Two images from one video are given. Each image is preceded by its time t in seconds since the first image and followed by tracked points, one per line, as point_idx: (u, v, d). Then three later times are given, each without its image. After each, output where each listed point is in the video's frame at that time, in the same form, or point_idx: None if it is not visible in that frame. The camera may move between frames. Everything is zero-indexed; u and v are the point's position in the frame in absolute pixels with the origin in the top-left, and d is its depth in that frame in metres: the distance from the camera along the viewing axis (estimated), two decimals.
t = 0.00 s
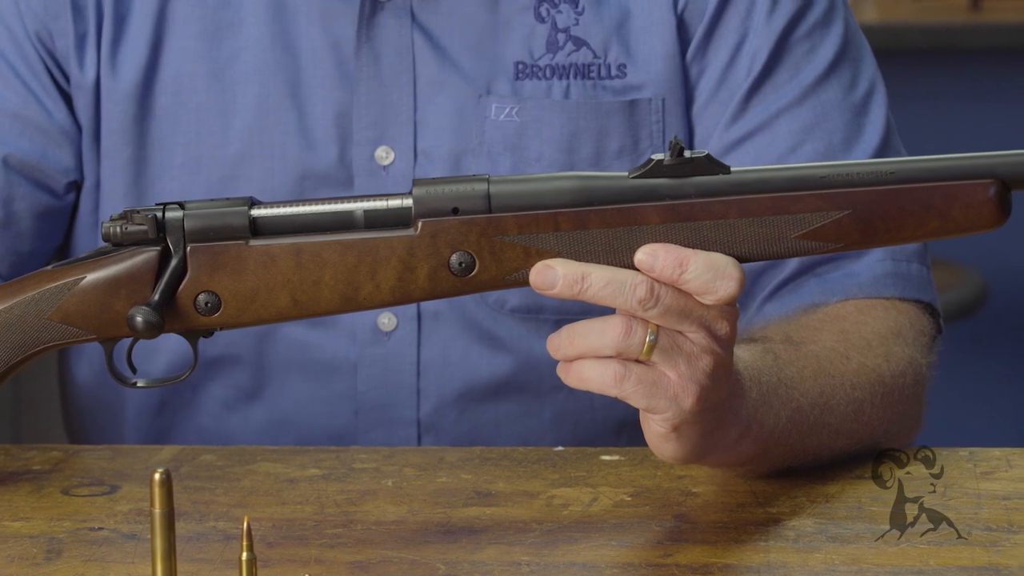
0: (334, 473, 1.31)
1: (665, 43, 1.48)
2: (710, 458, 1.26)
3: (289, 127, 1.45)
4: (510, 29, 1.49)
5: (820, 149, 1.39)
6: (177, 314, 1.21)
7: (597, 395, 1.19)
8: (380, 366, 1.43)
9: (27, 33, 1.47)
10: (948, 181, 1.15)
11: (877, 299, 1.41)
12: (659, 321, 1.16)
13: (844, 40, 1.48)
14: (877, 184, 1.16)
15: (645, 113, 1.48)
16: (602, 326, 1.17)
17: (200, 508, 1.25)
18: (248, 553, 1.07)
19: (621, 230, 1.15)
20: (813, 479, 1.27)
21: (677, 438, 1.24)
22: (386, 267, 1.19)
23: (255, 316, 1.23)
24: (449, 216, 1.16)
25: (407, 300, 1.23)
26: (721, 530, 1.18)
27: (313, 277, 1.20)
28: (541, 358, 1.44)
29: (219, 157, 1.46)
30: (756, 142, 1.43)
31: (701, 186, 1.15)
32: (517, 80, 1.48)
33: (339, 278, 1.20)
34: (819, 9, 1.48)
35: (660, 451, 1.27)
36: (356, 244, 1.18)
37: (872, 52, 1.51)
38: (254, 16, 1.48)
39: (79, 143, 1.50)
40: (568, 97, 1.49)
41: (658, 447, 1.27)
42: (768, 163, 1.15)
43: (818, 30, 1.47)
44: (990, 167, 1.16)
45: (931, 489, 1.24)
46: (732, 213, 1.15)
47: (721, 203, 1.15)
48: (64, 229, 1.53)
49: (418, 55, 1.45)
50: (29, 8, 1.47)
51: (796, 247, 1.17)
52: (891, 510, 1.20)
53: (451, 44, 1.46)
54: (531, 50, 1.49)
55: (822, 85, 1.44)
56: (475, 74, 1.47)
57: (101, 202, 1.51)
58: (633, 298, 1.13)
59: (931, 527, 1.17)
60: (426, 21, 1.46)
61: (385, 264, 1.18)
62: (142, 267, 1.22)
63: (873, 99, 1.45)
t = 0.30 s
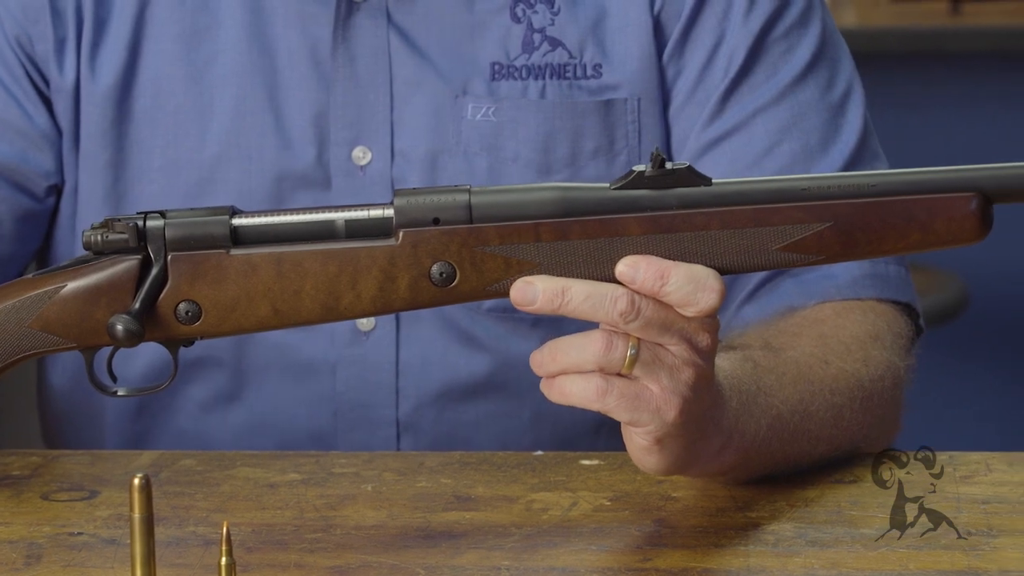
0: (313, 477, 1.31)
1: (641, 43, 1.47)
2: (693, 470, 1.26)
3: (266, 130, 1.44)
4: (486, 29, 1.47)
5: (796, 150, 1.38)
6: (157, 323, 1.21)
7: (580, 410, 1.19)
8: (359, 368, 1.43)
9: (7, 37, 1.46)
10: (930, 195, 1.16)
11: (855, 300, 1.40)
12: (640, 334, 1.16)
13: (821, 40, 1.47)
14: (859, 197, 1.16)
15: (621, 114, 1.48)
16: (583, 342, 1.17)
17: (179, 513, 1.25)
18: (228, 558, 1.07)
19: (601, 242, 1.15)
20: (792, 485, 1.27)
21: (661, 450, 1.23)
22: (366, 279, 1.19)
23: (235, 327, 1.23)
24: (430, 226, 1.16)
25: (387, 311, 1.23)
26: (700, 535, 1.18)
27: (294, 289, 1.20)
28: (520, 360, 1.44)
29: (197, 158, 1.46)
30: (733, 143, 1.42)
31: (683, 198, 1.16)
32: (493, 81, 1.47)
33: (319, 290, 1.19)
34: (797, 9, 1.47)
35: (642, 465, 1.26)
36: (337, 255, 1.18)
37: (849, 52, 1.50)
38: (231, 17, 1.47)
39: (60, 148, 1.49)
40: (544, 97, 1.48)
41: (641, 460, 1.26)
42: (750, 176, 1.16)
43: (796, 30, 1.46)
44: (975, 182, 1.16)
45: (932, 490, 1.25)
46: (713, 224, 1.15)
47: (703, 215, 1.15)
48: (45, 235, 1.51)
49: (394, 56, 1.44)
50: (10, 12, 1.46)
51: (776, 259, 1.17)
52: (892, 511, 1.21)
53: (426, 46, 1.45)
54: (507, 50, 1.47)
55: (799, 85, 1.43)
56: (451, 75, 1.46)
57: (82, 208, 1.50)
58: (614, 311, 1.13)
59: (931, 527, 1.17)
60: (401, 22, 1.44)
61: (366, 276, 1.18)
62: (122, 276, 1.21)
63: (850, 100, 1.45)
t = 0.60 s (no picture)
0: (293, 482, 1.31)
1: (617, 50, 1.48)
2: (673, 473, 1.26)
3: (243, 136, 1.46)
4: (462, 36, 1.49)
5: (772, 156, 1.40)
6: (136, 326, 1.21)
7: (559, 412, 1.19)
8: (334, 375, 1.44)
9: None
10: (909, 196, 1.17)
11: (834, 305, 1.40)
12: (618, 335, 1.16)
13: (797, 47, 1.48)
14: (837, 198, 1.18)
15: (597, 120, 1.48)
16: (562, 345, 1.18)
17: (159, 518, 1.25)
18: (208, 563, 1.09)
19: (580, 242, 1.16)
20: (772, 490, 1.27)
21: (641, 453, 1.23)
22: (346, 282, 1.19)
23: (214, 330, 1.23)
24: (409, 228, 1.17)
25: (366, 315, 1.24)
26: (680, 539, 1.18)
27: (273, 291, 1.20)
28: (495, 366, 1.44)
29: (174, 163, 1.47)
30: (709, 149, 1.44)
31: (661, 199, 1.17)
32: (469, 87, 1.48)
33: (298, 292, 1.20)
34: (772, 16, 1.48)
35: (622, 468, 1.26)
36: (318, 257, 1.19)
37: (825, 59, 1.51)
38: (207, 24, 1.48)
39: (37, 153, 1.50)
40: (520, 103, 1.49)
41: (620, 463, 1.25)
42: (729, 178, 1.17)
43: (771, 36, 1.47)
44: (946, 181, 1.18)
45: (931, 490, 1.26)
46: (691, 226, 1.16)
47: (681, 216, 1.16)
48: (21, 239, 1.52)
49: (371, 63, 1.45)
50: None
51: (755, 260, 1.18)
52: (892, 511, 1.21)
53: (403, 53, 1.47)
54: (483, 57, 1.49)
55: (775, 92, 1.45)
56: (428, 82, 1.47)
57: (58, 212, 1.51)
58: (593, 312, 1.14)
59: (931, 526, 1.18)
60: (378, 28, 1.46)
61: (345, 277, 1.19)
62: (101, 279, 1.21)
63: (826, 106, 1.47)
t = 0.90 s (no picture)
0: (274, 489, 1.31)
1: (601, 59, 1.47)
2: (653, 478, 1.25)
3: (227, 145, 1.45)
4: (447, 45, 1.49)
5: (754, 164, 1.40)
6: (117, 332, 1.21)
7: (539, 416, 1.19)
8: (318, 383, 1.43)
9: None
10: (889, 200, 1.17)
11: (817, 312, 1.40)
12: (598, 340, 1.17)
13: (780, 55, 1.48)
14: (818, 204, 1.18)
15: (581, 128, 1.48)
16: (542, 349, 1.18)
17: (140, 525, 1.25)
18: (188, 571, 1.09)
19: (560, 248, 1.16)
20: (753, 495, 1.27)
21: (620, 458, 1.23)
22: (325, 287, 1.19)
23: (195, 335, 1.23)
24: (389, 234, 1.17)
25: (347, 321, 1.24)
26: (660, 545, 1.18)
27: (254, 297, 1.21)
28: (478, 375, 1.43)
29: (158, 171, 1.46)
30: (693, 157, 1.44)
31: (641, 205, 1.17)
32: (454, 96, 1.48)
33: (279, 297, 1.20)
34: (755, 24, 1.48)
35: (602, 473, 1.26)
36: (298, 263, 1.19)
37: (808, 67, 1.52)
38: (191, 32, 1.48)
39: (20, 162, 1.51)
40: (505, 112, 1.48)
41: (600, 468, 1.25)
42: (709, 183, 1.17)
43: (754, 45, 1.47)
44: (930, 187, 1.17)
45: (932, 491, 1.28)
46: (672, 231, 1.16)
47: (662, 221, 1.16)
48: (4, 247, 1.52)
49: (356, 72, 1.45)
50: None
51: (735, 265, 1.18)
52: (892, 511, 1.22)
53: (387, 61, 1.47)
54: (467, 66, 1.49)
55: (758, 100, 1.45)
56: (412, 91, 1.46)
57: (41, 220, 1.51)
58: (572, 317, 1.14)
59: (931, 526, 1.19)
60: (363, 37, 1.46)
61: (325, 282, 1.19)
62: (82, 285, 1.21)
63: (809, 114, 1.47)
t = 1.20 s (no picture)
0: (255, 498, 1.31)
1: (585, 68, 1.47)
2: (633, 487, 1.25)
3: (211, 155, 1.45)
4: (431, 54, 1.49)
5: (737, 173, 1.40)
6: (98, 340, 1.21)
7: (519, 425, 1.19)
8: (303, 392, 1.42)
9: None
10: (870, 208, 1.17)
11: (799, 320, 1.40)
12: (579, 348, 1.17)
13: (763, 65, 1.48)
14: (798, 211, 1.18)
15: (565, 138, 1.48)
16: (522, 358, 1.18)
17: (121, 533, 1.25)
18: None
19: (542, 256, 1.16)
20: (735, 504, 1.27)
21: (601, 466, 1.23)
22: (307, 294, 1.19)
23: (176, 343, 1.23)
24: (371, 242, 1.17)
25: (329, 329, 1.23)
26: (641, 554, 1.18)
27: (235, 305, 1.20)
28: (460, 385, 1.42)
29: (143, 182, 1.46)
30: (677, 166, 1.44)
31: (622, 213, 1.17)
32: (438, 106, 1.48)
33: (260, 305, 1.20)
34: (739, 33, 1.49)
35: (583, 481, 1.26)
36: (279, 271, 1.19)
37: (791, 76, 1.52)
38: (177, 41, 1.48)
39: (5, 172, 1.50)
40: (489, 121, 1.48)
41: (581, 476, 1.25)
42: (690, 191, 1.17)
43: (738, 54, 1.48)
44: (913, 195, 1.18)
45: (931, 489, 1.29)
46: (653, 238, 1.16)
47: (643, 229, 1.16)
48: None
49: (340, 81, 1.45)
50: None
51: (716, 273, 1.18)
52: (892, 510, 1.23)
53: (371, 70, 1.47)
54: (452, 76, 1.48)
55: (741, 109, 1.45)
56: (396, 100, 1.46)
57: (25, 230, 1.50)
58: (553, 323, 1.14)
59: (931, 526, 1.20)
60: (347, 46, 1.46)
61: (306, 290, 1.19)
62: (64, 294, 1.21)
63: (792, 123, 1.46)
